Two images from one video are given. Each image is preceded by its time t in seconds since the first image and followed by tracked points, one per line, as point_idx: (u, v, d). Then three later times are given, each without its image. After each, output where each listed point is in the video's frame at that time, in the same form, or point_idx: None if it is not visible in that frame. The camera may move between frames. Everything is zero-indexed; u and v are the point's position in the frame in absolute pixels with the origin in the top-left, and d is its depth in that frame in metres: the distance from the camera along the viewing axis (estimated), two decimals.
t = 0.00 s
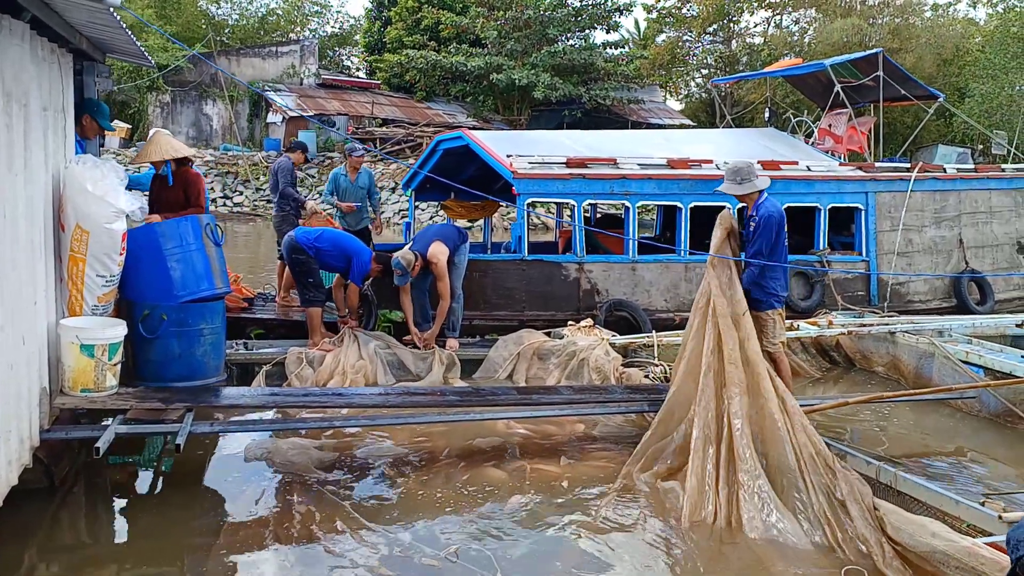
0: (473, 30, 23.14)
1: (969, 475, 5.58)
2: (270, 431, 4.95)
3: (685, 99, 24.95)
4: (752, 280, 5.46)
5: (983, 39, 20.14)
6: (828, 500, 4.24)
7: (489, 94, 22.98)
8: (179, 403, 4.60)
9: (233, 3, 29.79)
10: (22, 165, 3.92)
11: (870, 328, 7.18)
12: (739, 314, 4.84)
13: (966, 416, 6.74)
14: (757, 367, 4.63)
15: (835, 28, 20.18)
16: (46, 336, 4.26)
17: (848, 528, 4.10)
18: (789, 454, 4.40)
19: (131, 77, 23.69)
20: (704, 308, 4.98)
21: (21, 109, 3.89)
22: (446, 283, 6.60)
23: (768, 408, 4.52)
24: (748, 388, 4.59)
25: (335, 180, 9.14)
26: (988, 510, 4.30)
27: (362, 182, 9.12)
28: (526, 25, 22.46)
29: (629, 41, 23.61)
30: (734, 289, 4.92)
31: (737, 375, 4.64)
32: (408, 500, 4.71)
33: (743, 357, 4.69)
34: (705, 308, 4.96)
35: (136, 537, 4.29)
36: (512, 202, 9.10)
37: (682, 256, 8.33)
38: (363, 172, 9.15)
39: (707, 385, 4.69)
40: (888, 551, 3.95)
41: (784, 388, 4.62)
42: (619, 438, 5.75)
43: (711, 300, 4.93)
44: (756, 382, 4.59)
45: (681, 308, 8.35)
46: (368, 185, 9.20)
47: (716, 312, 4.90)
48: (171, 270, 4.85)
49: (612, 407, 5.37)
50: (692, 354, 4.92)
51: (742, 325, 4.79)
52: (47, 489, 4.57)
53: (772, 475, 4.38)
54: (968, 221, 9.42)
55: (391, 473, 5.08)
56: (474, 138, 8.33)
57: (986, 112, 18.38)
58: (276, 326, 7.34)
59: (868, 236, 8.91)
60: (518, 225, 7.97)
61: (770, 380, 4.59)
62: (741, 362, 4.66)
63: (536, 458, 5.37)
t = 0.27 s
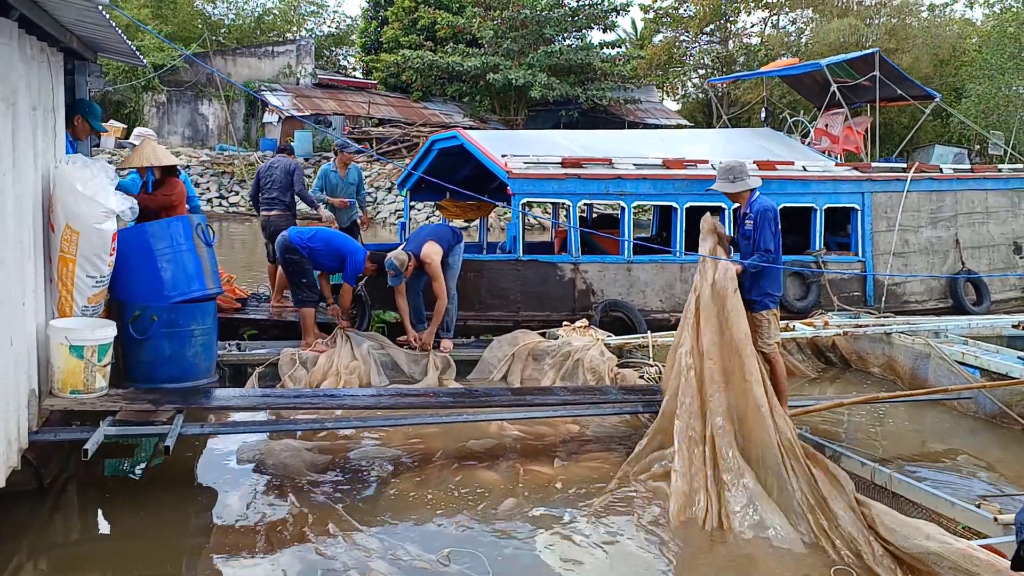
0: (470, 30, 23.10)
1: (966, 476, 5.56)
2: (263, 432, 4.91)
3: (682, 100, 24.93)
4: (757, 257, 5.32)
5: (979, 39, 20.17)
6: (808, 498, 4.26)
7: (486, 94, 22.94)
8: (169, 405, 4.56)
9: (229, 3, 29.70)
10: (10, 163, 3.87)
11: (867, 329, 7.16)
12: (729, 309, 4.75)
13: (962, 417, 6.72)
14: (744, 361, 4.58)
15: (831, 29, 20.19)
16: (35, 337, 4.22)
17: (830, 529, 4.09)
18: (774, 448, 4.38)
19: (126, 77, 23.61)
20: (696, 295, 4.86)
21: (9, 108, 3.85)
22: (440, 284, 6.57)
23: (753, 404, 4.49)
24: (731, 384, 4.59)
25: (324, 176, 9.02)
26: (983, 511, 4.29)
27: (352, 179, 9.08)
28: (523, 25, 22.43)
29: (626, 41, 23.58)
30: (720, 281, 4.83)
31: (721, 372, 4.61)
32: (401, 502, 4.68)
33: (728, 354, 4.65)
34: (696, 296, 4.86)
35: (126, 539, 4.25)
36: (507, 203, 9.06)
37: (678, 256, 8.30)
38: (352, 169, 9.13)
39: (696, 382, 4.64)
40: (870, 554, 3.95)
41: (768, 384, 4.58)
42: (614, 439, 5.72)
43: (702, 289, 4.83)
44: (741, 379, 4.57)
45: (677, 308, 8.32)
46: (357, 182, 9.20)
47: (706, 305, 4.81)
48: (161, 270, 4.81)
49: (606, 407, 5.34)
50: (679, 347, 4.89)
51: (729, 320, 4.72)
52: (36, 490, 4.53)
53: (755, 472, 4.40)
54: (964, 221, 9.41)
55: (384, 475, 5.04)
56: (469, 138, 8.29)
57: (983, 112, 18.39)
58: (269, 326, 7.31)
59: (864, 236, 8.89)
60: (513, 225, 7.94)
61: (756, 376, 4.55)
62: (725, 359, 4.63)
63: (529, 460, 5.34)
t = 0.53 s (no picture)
0: (469, 30, 23.08)
1: (965, 476, 5.54)
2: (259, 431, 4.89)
3: (682, 99, 24.91)
4: (772, 250, 5.42)
5: (980, 39, 20.15)
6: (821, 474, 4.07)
7: (485, 94, 22.92)
8: (165, 404, 4.54)
9: (228, 2, 29.68)
10: (4, 161, 3.85)
11: (867, 329, 7.14)
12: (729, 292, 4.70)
13: (962, 418, 6.69)
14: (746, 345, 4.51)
15: (831, 28, 20.17)
16: (29, 336, 4.19)
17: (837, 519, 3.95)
18: (773, 436, 4.27)
19: (126, 76, 23.61)
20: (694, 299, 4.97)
21: (2, 106, 3.82)
22: (440, 283, 6.53)
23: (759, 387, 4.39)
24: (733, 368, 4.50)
25: (322, 175, 8.88)
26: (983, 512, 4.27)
27: (349, 178, 9.02)
28: (522, 24, 22.42)
29: (626, 40, 23.57)
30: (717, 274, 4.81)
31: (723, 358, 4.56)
32: (398, 502, 4.65)
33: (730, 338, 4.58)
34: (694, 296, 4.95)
35: (120, 539, 4.22)
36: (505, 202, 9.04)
37: (677, 256, 8.27)
38: (350, 167, 9.04)
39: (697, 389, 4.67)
40: (875, 542, 3.84)
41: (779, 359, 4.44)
42: (611, 439, 5.69)
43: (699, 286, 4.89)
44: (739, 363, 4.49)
45: (676, 308, 8.29)
46: (355, 180, 9.10)
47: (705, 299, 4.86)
48: (157, 268, 4.78)
49: (604, 407, 5.32)
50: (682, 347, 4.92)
51: (731, 304, 4.66)
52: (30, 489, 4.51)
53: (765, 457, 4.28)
54: (964, 221, 9.38)
55: (381, 475, 5.02)
56: (468, 137, 8.27)
57: (983, 112, 18.38)
58: (267, 325, 7.29)
59: (864, 236, 8.87)
60: (512, 225, 7.92)
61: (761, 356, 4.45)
62: (728, 345, 4.57)
63: (527, 459, 5.31)
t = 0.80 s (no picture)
0: (468, 29, 23.07)
1: (966, 476, 5.53)
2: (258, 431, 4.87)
3: (681, 99, 24.90)
4: (762, 246, 5.42)
5: (978, 39, 20.16)
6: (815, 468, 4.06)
7: (484, 93, 22.90)
8: (163, 403, 4.52)
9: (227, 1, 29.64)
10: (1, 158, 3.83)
11: (867, 329, 7.13)
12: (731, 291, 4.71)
13: (962, 417, 6.68)
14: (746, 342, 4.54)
15: (830, 28, 20.17)
16: (26, 335, 4.18)
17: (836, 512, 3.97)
18: (775, 434, 4.26)
19: (124, 75, 23.58)
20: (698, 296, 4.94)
21: None
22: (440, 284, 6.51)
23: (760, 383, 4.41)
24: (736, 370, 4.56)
25: (322, 173, 8.83)
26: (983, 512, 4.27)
27: (349, 177, 8.98)
28: (521, 24, 22.40)
29: (624, 40, 23.56)
30: (721, 271, 4.79)
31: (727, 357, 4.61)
32: (397, 501, 4.63)
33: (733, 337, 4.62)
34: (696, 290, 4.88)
35: (117, 538, 4.20)
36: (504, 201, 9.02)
37: (677, 255, 8.26)
38: (350, 166, 9.00)
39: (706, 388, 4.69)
40: (869, 536, 3.81)
41: (779, 349, 4.40)
42: (611, 439, 5.67)
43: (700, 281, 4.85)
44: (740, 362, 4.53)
45: (675, 307, 8.27)
46: (354, 180, 9.09)
47: (707, 295, 4.84)
48: (156, 267, 4.75)
49: (603, 406, 5.30)
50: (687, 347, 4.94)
51: (731, 304, 4.68)
52: (27, 488, 4.48)
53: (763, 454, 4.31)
54: (964, 220, 9.37)
55: (379, 474, 5.00)
56: (467, 135, 8.25)
57: (982, 112, 18.38)
58: (265, 325, 7.27)
59: (863, 235, 8.86)
60: (511, 224, 7.90)
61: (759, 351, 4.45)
62: (730, 345, 4.61)
63: (526, 459, 5.30)
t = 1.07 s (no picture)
0: (470, 29, 23.08)
1: (968, 475, 5.52)
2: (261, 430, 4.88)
3: (682, 99, 24.90)
4: (761, 243, 5.42)
5: (980, 39, 20.16)
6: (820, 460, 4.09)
7: (486, 93, 22.90)
8: (165, 401, 4.52)
9: (229, 2, 29.64)
10: (3, 157, 3.83)
11: (869, 328, 7.12)
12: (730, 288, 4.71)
13: (964, 417, 6.67)
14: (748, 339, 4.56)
15: (832, 28, 20.16)
16: (28, 334, 4.18)
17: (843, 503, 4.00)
18: (779, 435, 4.27)
19: (126, 75, 23.60)
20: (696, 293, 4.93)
21: None
22: (441, 284, 6.53)
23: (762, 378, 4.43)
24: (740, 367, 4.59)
25: (325, 173, 8.82)
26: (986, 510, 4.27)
27: (351, 177, 8.99)
28: (523, 24, 22.40)
29: (626, 40, 23.57)
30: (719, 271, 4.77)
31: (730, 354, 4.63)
32: (399, 500, 4.63)
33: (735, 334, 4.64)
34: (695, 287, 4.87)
35: (118, 537, 4.20)
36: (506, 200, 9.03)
37: (679, 254, 8.26)
38: (352, 167, 9.02)
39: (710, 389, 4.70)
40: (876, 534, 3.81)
41: (781, 345, 4.41)
42: (612, 438, 5.67)
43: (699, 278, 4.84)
44: (743, 359, 4.55)
45: (677, 306, 8.27)
46: (356, 180, 9.10)
47: (707, 295, 4.82)
48: (157, 266, 4.75)
49: (605, 405, 5.30)
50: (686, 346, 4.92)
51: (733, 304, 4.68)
52: (29, 487, 4.49)
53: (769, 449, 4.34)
54: (966, 220, 9.37)
55: (380, 473, 5.00)
56: (469, 135, 8.25)
57: (984, 112, 18.37)
58: (267, 324, 7.28)
59: (865, 234, 8.85)
60: (512, 223, 7.91)
61: (760, 347, 4.46)
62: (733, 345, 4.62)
63: (527, 458, 5.29)
